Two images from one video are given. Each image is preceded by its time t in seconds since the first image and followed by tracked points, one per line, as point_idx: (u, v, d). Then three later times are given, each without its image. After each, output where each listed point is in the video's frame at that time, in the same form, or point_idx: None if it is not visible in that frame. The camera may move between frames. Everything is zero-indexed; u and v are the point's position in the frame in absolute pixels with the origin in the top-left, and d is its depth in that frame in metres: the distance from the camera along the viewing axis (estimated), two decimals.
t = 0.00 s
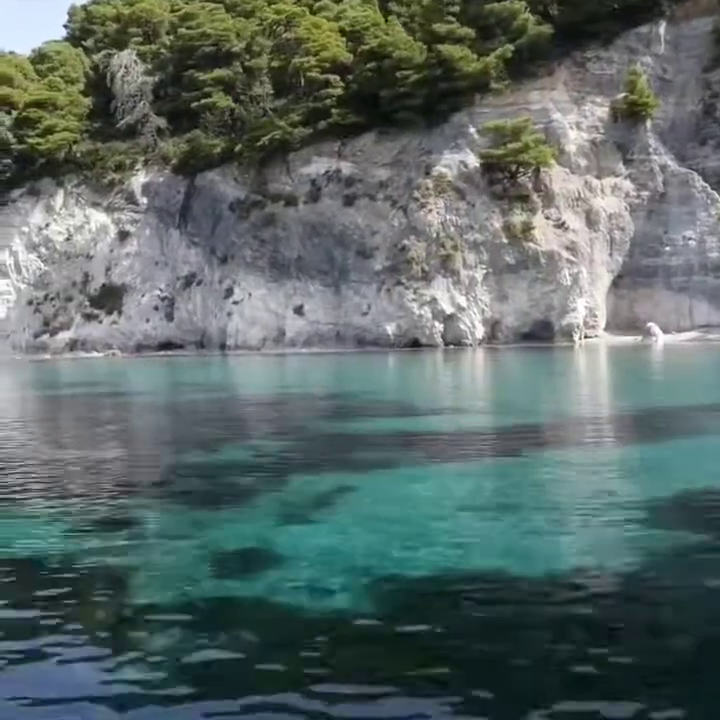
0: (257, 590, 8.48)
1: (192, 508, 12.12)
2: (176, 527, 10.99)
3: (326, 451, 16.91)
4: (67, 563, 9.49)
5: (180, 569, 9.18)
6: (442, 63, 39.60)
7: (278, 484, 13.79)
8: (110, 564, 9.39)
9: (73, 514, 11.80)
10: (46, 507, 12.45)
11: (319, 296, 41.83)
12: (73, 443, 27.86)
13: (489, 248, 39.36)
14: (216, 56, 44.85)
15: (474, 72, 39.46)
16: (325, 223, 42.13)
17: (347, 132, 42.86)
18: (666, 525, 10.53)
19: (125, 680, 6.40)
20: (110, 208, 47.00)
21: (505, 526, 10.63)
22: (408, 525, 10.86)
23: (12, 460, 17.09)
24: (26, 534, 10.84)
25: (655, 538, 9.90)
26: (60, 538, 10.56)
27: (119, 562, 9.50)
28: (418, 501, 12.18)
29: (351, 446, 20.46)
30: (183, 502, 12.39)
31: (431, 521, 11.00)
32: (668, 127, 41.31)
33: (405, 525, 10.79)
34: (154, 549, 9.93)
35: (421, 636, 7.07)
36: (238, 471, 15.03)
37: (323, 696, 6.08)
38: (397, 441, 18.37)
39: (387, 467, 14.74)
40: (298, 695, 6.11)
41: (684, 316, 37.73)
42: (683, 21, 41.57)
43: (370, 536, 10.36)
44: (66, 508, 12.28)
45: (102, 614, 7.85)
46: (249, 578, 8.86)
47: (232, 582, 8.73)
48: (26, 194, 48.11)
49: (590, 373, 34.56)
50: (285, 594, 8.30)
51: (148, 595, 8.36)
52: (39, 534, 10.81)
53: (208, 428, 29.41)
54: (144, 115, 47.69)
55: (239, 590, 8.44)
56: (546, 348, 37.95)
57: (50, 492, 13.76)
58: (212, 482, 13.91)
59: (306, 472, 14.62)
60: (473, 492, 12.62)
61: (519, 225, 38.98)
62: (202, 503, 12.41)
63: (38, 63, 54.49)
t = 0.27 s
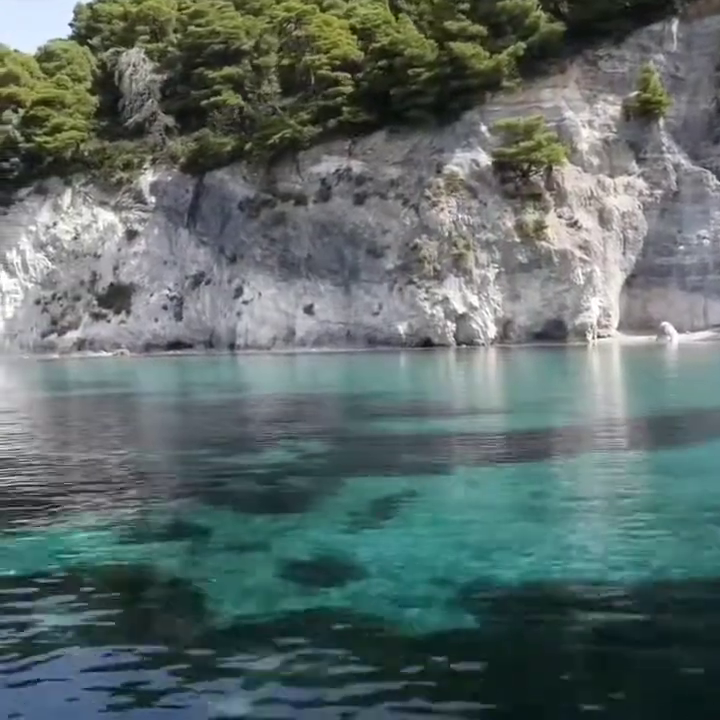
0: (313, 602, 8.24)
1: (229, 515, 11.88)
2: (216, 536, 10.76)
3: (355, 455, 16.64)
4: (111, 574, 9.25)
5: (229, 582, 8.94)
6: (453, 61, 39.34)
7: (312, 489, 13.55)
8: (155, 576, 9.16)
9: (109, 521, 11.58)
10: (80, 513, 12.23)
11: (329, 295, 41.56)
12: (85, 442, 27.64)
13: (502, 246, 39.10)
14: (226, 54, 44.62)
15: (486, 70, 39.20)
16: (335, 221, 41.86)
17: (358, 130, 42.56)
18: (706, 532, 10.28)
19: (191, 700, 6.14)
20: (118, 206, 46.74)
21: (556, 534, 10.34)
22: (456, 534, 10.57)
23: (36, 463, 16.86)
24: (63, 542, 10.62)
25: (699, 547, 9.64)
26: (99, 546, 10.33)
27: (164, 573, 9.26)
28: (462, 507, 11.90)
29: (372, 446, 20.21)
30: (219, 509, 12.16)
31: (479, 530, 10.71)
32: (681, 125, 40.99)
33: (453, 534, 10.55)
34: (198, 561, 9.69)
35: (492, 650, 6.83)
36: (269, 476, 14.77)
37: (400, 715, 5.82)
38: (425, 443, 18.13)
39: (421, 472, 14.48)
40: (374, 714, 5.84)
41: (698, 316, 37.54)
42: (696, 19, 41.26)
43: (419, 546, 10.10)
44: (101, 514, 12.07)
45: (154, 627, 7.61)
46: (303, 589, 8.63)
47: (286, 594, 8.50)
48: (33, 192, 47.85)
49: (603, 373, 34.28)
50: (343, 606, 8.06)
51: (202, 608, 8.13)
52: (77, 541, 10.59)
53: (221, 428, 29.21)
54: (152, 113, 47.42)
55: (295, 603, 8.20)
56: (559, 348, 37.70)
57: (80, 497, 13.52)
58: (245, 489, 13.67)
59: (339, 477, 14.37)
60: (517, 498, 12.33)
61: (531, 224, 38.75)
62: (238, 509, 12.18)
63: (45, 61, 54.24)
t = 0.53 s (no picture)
0: (391, 623, 7.95)
1: (278, 524, 11.57)
2: (271, 547, 10.45)
3: (393, 463, 16.34)
4: (172, 590, 8.95)
5: (292, 599, 8.64)
6: (469, 58, 39.00)
7: (357, 496, 13.25)
8: (219, 593, 8.86)
9: (156, 530, 11.27)
10: (124, 521, 11.92)
11: (343, 294, 41.22)
12: (101, 442, 27.32)
13: (518, 245, 38.76)
14: (238, 51, 44.26)
15: (502, 67, 38.86)
16: (349, 220, 41.51)
17: (372, 128, 42.17)
18: None
19: None
20: (128, 205, 46.37)
21: (627, 549, 10.03)
22: (523, 549, 10.26)
23: (67, 470, 16.55)
24: (114, 553, 10.31)
25: None
26: (153, 559, 10.02)
27: (227, 589, 8.97)
28: (521, 519, 11.58)
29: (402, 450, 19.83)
30: (267, 518, 11.85)
31: (546, 544, 10.40)
32: (697, 123, 40.67)
33: (519, 548, 10.25)
34: (259, 576, 9.40)
35: (595, 680, 6.54)
36: (310, 482, 14.47)
37: None
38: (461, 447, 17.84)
39: (467, 479, 14.18)
40: None
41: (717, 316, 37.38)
42: (712, 16, 40.68)
43: (487, 561, 9.80)
44: (146, 523, 11.76)
45: (230, 647, 7.32)
46: (377, 609, 8.34)
47: (360, 613, 8.20)
48: (43, 191, 47.48)
49: (620, 372, 33.90)
50: (424, 628, 7.77)
51: (277, 627, 7.84)
52: (129, 552, 10.29)
53: (237, 429, 28.87)
54: (163, 111, 47.05)
55: (373, 624, 7.91)
56: (576, 348, 37.36)
57: (121, 505, 13.21)
58: (289, 495, 13.37)
59: (384, 485, 14.06)
60: (575, 508, 12.01)
61: (548, 223, 38.35)
62: (286, 518, 11.87)
63: (54, 60, 53.88)
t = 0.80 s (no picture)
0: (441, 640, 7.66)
1: (313, 531, 11.29)
2: (310, 558, 10.13)
3: (419, 462, 16.07)
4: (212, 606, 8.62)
5: (330, 615, 8.33)
6: (481, 56, 38.73)
7: (390, 501, 12.94)
8: (262, 609, 8.54)
9: (188, 539, 10.94)
10: (153, 527, 11.59)
11: (353, 293, 40.94)
12: (114, 444, 27.01)
13: (531, 244, 38.48)
14: (247, 49, 43.98)
15: (514, 65, 38.57)
16: (360, 219, 41.21)
17: (382, 126, 41.83)
18: None
19: None
20: (136, 204, 46.06)
21: (685, 559, 9.69)
22: (567, 557, 9.97)
23: (87, 471, 16.23)
24: (147, 563, 9.98)
25: None
26: (188, 571, 9.70)
27: (270, 605, 8.64)
28: (567, 525, 11.24)
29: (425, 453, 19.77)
30: (301, 525, 11.53)
31: (599, 552, 10.06)
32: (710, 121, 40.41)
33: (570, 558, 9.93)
34: (301, 590, 9.07)
35: (676, 712, 6.22)
36: (339, 484, 14.17)
37: None
38: (487, 445, 17.54)
39: (501, 483, 13.87)
40: None
41: None
42: None
43: (539, 573, 9.48)
44: (176, 530, 11.43)
45: (281, 670, 6.99)
46: (431, 626, 8.02)
47: (414, 631, 7.88)
48: (50, 190, 47.16)
49: (634, 373, 33.59)
50: (484, 648, 7.46)
51: (329, 646, 7.52)
52: (163, 563, 9.96)
53: (251, 431, 28.57)
54: (170, 110, 46.74)
55: (430, 643, 7.58)
56: (590, 348, 37.10)
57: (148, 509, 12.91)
58: (319, 498, 13.05)
59: (416, 488, 13.74)
60: (622, 513, 11.68)
61: (562, 222, 38.11)
62: (320, 524, 11.56)
63: (60, 58, 53.55)
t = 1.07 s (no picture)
0: (499, 631, 7.27)
1: (355, 524, 10.93)
2: (357, 546, 9.72)
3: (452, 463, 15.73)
4: (264, 595, 8.21)
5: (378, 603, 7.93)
6: (495, 54, 38.45)
7: (431, 498, 12.57)
8: (317, 598, 8.12)
9: (228, 530, 10.54)
10: (189, 520, 11.20)
11: (365, 293, 40.62)
12: (129, 443, 26.76)
13: (545, 243, 38.16)
14: (258, 47, 43.74)
15: (528, 63, 38.29)
16: (372, 218, 40.89)
17: (394, 125, 41.51)
18: None
19: None
20: (145, 203, 45.77)
21: None
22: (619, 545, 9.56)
23: (113, 474, 15.89)
24: (189, 552, 9.58)
25: None
26: (232, 557, 9.29)
27: (324, 594, 8.23)
28: (617, 517, 10.85)
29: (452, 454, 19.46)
30: (342, 518, 11.14)
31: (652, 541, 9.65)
32: None
33: (632, 547, 9.48)
34: (355, 577, 8.65)
35: None
36: (374, 485, 13.82)
37: None
38: (518, 451, 17.20)
39: (542, 482, 13.47)
40: None
41: None
42: None
43: (603, 561, 9.03)
44: (213, 522, 11.04)
45: (334, 664, 6.59)
46: (500, 617, 7.59)
47: (483, 623, 7.44)
48: (58, 189, 46.85)
49: (651, 372, 33.24)
50: (555, 642, 7.04)
51: (396, 639, 7.08)
52: (205, 550, 9.54)
53: (266, 431, 28.39)
54: (179, 109, 46.44)
55: (503, 635, 7.15)
56: (605, 348, 36.74)
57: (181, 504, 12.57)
58: (358, 495, 12.67)
59: (456, 488, 13.37)
60: (675, 506, 11.25)
61: (576, 220, 37.80)
62: (362, 517, 11.17)
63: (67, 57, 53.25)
